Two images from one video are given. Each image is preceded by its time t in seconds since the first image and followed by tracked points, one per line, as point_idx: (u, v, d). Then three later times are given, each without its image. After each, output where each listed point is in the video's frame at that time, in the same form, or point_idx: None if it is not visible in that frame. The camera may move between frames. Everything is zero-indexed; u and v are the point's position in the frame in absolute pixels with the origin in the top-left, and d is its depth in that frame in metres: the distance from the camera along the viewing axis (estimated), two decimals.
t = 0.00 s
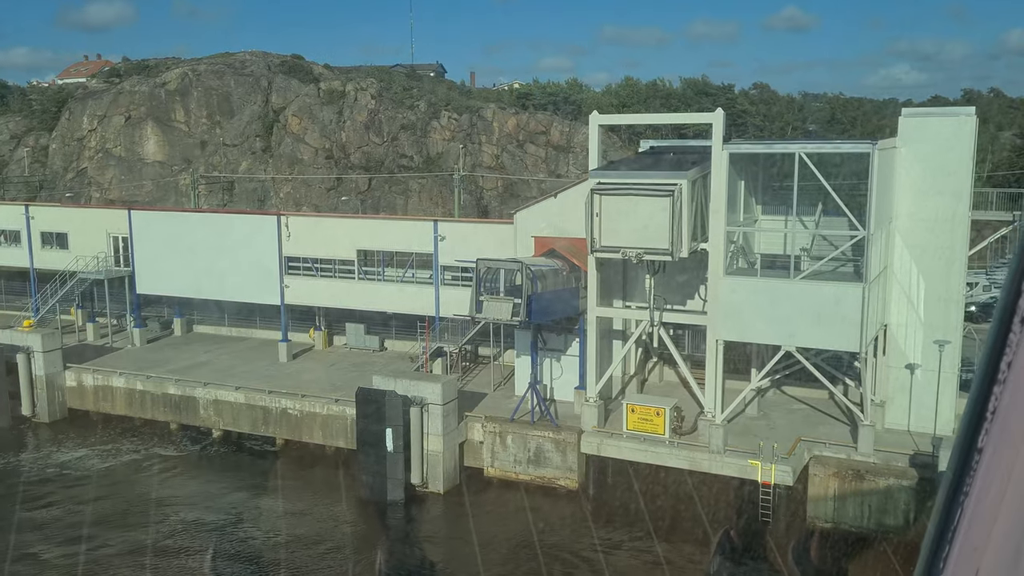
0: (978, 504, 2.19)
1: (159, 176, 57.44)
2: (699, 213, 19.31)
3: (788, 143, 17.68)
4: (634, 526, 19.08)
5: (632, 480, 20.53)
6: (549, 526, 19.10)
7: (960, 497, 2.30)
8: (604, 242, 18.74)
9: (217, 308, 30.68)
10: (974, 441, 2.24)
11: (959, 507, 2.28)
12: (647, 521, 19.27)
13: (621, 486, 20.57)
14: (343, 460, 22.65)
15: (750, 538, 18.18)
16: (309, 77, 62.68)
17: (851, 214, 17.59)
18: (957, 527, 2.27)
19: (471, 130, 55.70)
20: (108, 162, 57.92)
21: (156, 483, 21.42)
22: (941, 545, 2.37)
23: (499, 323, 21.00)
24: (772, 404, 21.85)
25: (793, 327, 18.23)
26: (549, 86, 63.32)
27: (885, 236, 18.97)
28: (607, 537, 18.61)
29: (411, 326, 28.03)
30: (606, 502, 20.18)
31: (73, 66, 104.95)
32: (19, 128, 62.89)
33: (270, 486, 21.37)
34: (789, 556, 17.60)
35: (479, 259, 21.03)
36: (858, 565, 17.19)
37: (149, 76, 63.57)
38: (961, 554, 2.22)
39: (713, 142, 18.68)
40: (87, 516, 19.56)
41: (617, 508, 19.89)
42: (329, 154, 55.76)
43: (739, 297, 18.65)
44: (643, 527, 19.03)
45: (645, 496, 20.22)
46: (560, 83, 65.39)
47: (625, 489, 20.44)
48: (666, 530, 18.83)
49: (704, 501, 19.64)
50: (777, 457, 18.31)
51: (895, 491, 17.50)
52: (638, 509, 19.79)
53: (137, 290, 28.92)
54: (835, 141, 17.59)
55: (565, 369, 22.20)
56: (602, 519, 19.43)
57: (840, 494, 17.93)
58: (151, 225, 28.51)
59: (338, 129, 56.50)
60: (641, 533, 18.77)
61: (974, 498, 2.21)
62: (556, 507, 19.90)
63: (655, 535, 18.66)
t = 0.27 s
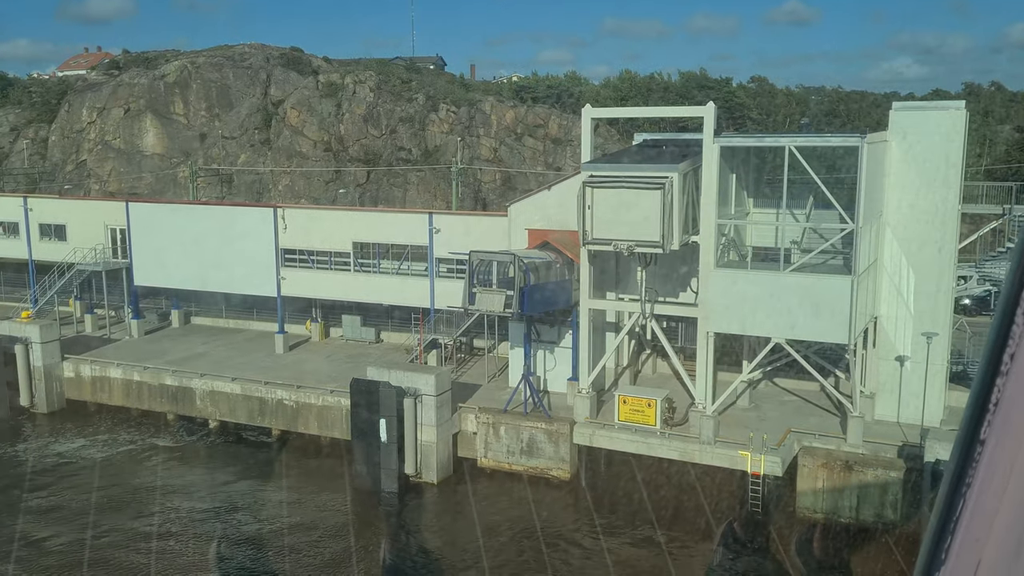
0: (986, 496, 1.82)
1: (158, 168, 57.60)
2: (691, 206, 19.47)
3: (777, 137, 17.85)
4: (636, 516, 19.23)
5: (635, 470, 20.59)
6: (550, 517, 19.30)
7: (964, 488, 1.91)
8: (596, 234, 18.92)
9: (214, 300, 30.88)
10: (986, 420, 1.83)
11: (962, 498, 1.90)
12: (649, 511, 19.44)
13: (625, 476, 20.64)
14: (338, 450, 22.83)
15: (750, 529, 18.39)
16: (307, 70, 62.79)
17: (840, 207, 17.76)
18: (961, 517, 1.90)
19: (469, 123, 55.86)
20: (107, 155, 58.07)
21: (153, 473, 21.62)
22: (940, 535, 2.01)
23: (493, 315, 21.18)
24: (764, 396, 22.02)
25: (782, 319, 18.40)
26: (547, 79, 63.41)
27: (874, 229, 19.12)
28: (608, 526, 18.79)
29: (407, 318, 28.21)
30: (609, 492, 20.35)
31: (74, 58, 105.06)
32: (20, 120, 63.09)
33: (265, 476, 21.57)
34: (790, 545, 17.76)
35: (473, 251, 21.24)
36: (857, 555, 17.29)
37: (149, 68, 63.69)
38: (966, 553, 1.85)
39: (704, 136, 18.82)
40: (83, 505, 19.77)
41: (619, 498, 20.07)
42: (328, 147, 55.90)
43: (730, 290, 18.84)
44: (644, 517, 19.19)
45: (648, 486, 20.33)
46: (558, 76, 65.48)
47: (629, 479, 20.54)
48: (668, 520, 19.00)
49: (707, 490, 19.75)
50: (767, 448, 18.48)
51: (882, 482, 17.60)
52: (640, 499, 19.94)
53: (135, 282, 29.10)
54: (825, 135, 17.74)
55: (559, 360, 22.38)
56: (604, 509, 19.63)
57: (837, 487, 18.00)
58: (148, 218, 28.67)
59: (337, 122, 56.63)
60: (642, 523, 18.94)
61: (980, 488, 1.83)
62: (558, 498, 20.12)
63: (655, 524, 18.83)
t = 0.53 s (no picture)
0: (988, 489, 2.10)
1: (158, 161, 57.71)
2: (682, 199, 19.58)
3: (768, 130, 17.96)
4: (642, 507, 19.36)
5: (640, 462, 20.65)
6: (558, 506, 19.46)
7: (970, 482, 2.21)
8: (589, 226, 19.05)
9: (212, 292, 31.04)
10: (988, 426, 2.14)
11: (968, 491, 2.20)
12: (655, 502, 19.57)
13: (631, 467, 20.72)
14: (334, 442, 23.03)
15: (756, 520, 18.56)
16: (306, 63, 62.83)
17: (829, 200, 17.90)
18: (966, 511, 2.20)
19: (467, 116, 55.99)
20: (107, 147, 58.17)
21: (149, 463, 21.82)
22: (946, 527, 2.33)
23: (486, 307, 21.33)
24: (756, 388, 22.19)
25: (772, 311, 18.55)
26: (546, 73, 63.45)
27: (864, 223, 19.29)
28: (614, 518, 18.91)
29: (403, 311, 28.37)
30: (616, 483, 20.46)
31: (74, 51, 105.09)
32: (20, 113, 63.18)
33: (261, 466, 21.76)
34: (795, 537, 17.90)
35: (466, 244, 21.40)
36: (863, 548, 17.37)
37: (148, 61, 63.75)
38: (970, 537, 2.13)
39: (696, 129, 18.92)
40: (80, 495, 19.97)
41: (626, 488, 20.19)
42: (326, 140, 56.00)
43: (721, 283, 18.96)
44: (650, 508, 19.31)
45: (655, 477, 20.40)
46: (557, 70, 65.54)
47: (635, 471, 20.63)
48: (674, 511, 19.12)
49: (714, 482, 19.78)
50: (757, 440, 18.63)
51: (872, 472, 17.78)
52: (647, 491, 20.03)
53: (133, 274, 29.27)
54: (814, 129, 17.85)
55: (552, 352, 22.52)
56: (612, 500, 19.77)
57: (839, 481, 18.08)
58: (146, 210, 28.81)
59: (335, 115, 56.73)
60: (647, 514, 19.06)
61: (985, 480, 2.11)
62: (566, 488, 20.30)
63: (661, 516, 18.92)
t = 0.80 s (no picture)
0: (992, 482, 2.27)
1: (159, 154, 57.87)
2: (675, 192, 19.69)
3: (760, 123, 18.04)
4: (648, 499, 19.37)
5: (647, 453, 20.48)
6: (566, 498, 19.55)
7: (976, 475, 2.38)
8: (583, 219, 19.19)
9: (212, 285, 31.23)
10: (992, 425, 2.31)
11: (974, 484, 2.37)
12: (661, 493, 19.57)
13: (638, 459, 20.54)
14: (331, 433, 23.23)
15: (763, 514, 18.57)
16: (307, 56, 62.95)
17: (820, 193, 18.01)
18: (972, 504, 2.37)
19: (467, 110, 56.14)
20: (108, 141, 58.34)
21: (148, 454, 22.03)
22: (954, 518, 2.50)
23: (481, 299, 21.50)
24: (750, 380, 22.35)
25: (765, 303, 18.63)
26: (546, 66, 63.54)
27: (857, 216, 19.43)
28: (620, 509, 18.94)
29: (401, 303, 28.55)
30: (622, 474, 20.41)
31: (77, 45, 105.26)
32: (22, 106, 63.37)
33: (259, 457, 21.96)
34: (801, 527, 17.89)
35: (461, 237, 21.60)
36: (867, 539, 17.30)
37: (149, 55, 63.88)
38: (976, 529, 2.30)
39: (689, 123, 19.03)
40: (80, 485, 20.18)
41: (633, 479, 20.15)
42: (327, 133, 56.14)
43: (714, 276, 19.02)
44: (656, 500, 19.33)
45: (661, 468, 20.28)
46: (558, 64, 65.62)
47: (643, 462, 20.47)
48: (681, 503, 19.09)
49: (720, 474, 19.65)
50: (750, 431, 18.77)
51: (861, 463, 17.84)
52: (653, 482, 19.98)
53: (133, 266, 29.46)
54: (806, 122, 17.96)
55: (548, 344, 22.69)
56: (619, 491, 19.80)
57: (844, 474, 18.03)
58: (145, 203, 28.99)
59: (336, 109, 56.86)
60: (651, 507, 19.06)
61: (988, 474, 2.29)
62: (576, 480, 20.40)
63: (666, 509, 18.90)
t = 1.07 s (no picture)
0: (999, 478, 2.00)
1: (160, 151, 58.08)
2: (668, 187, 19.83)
3: (752, 120, 18.22)
4: (653, 494, 19.44)
5: (652, 449, 20.63)
6: (572, 493, 19.66)
7: (980, 469, 2.10)
8: (577, 215, 19.34)
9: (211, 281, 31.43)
10: (999, 414, 2.03)
11: (978, 480, 2.10)
12: (666, 488, 19.61)
13: (643, 455, 20.71)
14: (328, 427, 23.42)
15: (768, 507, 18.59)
16: (307, 53, 63.10)
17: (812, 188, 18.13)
18: (977, 500, 2.10)
19: (467, 106, 56.36)
20: (110, 137, 58.55)
21: (148, 448, 22.24)
22: (959, 515, 2.22)
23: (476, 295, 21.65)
24: (744, 375, 22.49)
25: (757, 298, 18.79)
26: (546, 63, 63.67)
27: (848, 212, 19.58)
28: (625, 504, 19.04)
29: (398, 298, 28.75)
30: (628, 470, 20.56)
31: (79, 42, 105.57)
32: (24, 103, 63.63)
33: (257, 451, 22.16)
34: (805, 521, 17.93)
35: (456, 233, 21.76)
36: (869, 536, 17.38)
37: (150, 52, 64.08)
38: (982, 529, 2.03)
39: (682, 120, 19.17)
40: (81, 479, 20.37)
41: (638, 475, 20.29)
42: (327, 130, 56.36)
43: (706, 270, 19.17)
44: (661, 495, 19.38)
45: (667, 464, 20.40)
46: (558, 60, 65.78)
47: (647, 459, 20.63)
48: (686, 498, 19.15)
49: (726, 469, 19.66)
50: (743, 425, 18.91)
51: (853, 456, 18.00)
52: (658, 477, 20.09)
53: (133, 262, 29.66)
54: (797, 119, 18.14)
55: (543, 339, 22.87)
56: (624, 486, 19.89)
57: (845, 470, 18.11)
58: (145, 199, 29.17)
59: (336, 106, 57.07)
60: (655, 502, 19.12)
61: (996, 468, 2.01)
62: (581, 474, 20.54)
63: (671, 504, 18.94)
